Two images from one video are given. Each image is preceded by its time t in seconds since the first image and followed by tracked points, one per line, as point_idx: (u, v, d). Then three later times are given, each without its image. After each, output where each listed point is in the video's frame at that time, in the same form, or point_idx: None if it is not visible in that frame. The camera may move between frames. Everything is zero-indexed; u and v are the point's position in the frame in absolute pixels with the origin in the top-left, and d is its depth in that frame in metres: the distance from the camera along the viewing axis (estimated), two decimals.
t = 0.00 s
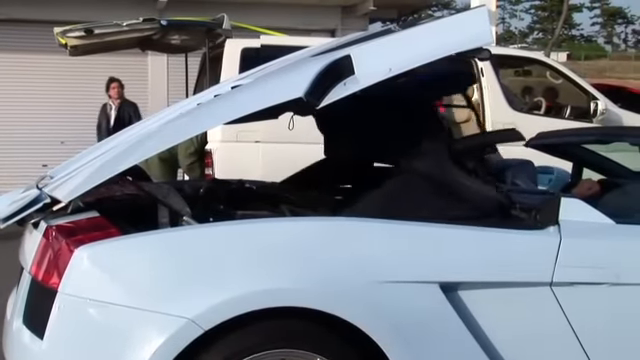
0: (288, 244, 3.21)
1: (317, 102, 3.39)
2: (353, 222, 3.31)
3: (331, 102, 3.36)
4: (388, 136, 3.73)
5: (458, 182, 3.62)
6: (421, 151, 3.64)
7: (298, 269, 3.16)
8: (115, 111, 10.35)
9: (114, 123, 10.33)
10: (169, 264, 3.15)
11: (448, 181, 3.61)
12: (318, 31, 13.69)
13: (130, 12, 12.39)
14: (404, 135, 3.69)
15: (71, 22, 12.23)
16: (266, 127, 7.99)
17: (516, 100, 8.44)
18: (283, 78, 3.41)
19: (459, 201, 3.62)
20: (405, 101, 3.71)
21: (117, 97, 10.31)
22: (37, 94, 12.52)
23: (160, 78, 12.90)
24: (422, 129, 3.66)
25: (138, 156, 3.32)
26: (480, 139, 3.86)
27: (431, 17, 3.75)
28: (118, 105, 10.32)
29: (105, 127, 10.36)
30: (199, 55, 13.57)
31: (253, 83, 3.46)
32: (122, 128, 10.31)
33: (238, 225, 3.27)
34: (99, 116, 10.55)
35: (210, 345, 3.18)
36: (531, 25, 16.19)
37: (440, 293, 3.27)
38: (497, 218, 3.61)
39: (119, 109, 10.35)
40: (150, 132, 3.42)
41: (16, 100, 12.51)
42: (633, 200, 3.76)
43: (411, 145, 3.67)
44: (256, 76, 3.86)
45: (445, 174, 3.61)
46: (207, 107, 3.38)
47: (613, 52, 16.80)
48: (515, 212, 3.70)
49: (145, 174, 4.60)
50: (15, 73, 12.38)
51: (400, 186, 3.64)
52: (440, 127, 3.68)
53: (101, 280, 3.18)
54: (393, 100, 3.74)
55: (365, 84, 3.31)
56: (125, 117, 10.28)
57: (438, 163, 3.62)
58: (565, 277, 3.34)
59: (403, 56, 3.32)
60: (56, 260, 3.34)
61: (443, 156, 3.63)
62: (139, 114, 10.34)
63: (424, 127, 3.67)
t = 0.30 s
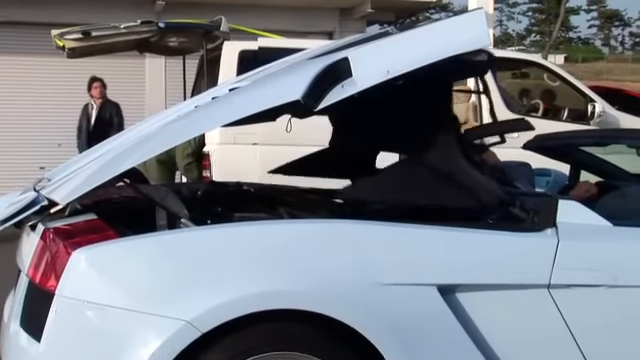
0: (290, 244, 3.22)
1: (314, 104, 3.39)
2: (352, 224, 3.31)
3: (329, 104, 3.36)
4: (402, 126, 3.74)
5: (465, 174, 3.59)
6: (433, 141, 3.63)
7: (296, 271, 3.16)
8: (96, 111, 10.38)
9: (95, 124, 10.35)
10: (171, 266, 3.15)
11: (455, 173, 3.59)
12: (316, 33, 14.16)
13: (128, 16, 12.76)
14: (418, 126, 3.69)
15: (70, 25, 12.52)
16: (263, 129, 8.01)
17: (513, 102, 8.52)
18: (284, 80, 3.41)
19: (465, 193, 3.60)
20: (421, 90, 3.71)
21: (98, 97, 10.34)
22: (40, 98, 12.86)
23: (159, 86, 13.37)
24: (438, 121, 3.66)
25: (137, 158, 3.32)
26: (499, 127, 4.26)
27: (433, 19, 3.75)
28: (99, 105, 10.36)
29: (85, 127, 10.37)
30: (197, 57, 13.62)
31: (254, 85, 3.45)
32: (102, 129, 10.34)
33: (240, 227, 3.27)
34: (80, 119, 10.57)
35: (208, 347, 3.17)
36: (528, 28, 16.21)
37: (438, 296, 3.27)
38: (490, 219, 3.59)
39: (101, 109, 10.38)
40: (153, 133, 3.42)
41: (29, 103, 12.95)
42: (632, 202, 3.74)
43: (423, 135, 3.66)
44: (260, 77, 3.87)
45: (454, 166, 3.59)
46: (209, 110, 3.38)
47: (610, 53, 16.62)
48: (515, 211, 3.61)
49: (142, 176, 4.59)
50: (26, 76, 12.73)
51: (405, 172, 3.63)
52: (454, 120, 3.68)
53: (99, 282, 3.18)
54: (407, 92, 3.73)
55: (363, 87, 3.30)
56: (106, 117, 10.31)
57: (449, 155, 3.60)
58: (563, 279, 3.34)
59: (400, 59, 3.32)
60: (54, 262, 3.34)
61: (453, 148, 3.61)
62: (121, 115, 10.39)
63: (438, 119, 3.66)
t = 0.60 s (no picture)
0: (289, 245, 3.22)
1: (310, 108, 3.38)
2: (350, 227, 3.31)
3: (324, 108, 3.35)
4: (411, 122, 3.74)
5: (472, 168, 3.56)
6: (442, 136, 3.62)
7: (292, 274, 3.15)
8: (77, 116, 10.23)
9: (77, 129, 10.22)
10: (170, 267, 3.15)
11: (462, 167, 3.58)
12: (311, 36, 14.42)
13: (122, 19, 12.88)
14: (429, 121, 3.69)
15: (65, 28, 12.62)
16: (261, 133, 8.01)
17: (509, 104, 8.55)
18: (281, 83, 3.42)
19: (470, 186, 3.59)
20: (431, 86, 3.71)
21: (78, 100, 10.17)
22: (35, 102, 13.02)
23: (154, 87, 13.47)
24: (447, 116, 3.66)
25: (134, 160, 3.32)
26: (509, 119, 4.60)
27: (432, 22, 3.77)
28: (80, 109, 10.23)
29: (67, 133, 10.20)
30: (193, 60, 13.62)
31: (253, 87, 3.46)
32: (83, 134, 10.23)
33: (237, 229, 3.28)
34: (58, 121, 10.37)
35: (203, 351, 3.17)
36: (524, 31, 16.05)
37: (434, 299, 3.27)
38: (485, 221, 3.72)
39: (81, 113, 10.25)
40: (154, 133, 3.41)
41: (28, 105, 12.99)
42: (628, 206, 3.73)
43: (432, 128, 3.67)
44: (257, 78, 3.88)
45: (462, 160, 3.57)
46: (210, 111, 3.38)
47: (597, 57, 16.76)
48: (513, 209, 3.70)
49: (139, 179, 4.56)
50: (19, 80, 12.86)
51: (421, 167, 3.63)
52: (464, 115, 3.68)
53: (94, 285, 3.17)
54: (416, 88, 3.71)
55: (359, 90, 3.30)
56: (87, 123, 10.20)
57: (458, 149, 3.59)
58: (559, 282, 3.34)
59: (395, 63, 3.33)
60: (49, 266, 3.33)
61: (462, 142, 3.59)
62: (101, 120, 10.31)
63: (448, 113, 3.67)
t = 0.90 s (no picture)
0: (280, 249, 3.22)
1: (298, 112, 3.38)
2: (339, 232, 3.31)
3: (313, 112, 3.35)
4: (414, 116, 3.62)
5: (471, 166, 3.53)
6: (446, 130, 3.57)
7: (281, 279, 3.15)
8: (46, 119, 9.29)
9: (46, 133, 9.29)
10: (161, 271, 3.15)
11: (463, 164, 3.54)
12: (300, 41, 14.54)
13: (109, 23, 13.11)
14: (433, 115, 3.60)
15: (54, 32, 12.86)
16: (250, 138, 8.06)
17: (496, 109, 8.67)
18: (271, 86, 3.42)
19: (467, 182, 3.57)
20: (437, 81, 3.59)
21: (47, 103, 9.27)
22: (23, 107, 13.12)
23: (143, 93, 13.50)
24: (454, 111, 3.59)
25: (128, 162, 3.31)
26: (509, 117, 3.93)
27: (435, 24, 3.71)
28: (49, 112, 9.29)
29: (35, 137, 9.24)
30: (182, 64, 13.63)
31: (245, 91, 3.47)
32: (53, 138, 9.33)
33: (229, 234, 3.27)
34: (23, 125, 9.40)
35: (192, 356, 3.16)
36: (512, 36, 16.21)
37: (422, 304, 3.27)
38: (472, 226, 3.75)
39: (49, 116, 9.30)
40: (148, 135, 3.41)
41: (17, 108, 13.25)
42: (615, 210, 3.75)
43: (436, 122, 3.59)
44: (251, 80, 3.88)
45: (463, 158, 3.54)
46: (205, 113, 3.39)
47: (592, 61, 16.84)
48: (504, 208, 3.60)
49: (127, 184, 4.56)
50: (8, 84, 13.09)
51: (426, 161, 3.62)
52: (470, 111, 3.60)
53: (82, 291, 3.16)
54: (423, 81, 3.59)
55: (347, 94, 3.30)
56: (57, 126, 9.29)
57: (461, 146, 3.54)
58: (546, 286, 3.35)
59: (383, 67, 3.33)
60: (36, 271, 3.32)
61: (465, 140, 3.54)
62: (71, 123, 9.44)
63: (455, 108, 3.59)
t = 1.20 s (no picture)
0: (266, 252, 3.21)
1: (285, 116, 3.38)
2: (325, 235, 3.31)
3: (300, 115, 3.36)
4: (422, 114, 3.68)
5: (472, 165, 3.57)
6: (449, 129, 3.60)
7: (268, 282, 3.15)
8: (17, 120, 9.37)
9: (17, 133, 9.36)
10: (147, 274, 3.14)
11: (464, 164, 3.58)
12: (287, 44, 14.78)
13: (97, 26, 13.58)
14: (438, 113, 3.63)
15: (39, 34, 13.31)
16: (236, 140, 8.06)
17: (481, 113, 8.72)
18: (258, 90, 3.42)
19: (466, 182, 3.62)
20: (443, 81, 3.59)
21: (17, 103, 9.34)
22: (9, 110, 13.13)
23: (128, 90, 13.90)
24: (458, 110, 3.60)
25: (122, 161, 3.30)
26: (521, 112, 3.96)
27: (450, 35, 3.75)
28: (19, 112, 9.36)
29: (7, 138, 9.34)
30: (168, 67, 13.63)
31: (233, 94, 3.46)
32: (23, 139, 9.40)
33: (215, 237, 3.27)
34: None
35: None
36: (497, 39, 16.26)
37: (409, 306, 3.27)
38: (459, 229, 3.72)
39: (20, 116, 9.38)
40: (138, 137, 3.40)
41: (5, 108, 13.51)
42: (600, 213, 3.77)
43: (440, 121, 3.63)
44: (242, 81, 3.86)
45: (463, 157, 3.57)
46: (194, 116, 3.38)
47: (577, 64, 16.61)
48: (493, 208, 3.61)
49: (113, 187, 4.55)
50: None
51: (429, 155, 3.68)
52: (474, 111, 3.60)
53: (68, 294, 3.14)
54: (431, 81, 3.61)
55: (333, 97, 3.30)
56: (29, 126, 9.38)
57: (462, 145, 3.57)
58: (532, 289, 3.35)
59: (370, 70, 3.33)
60: (21, 275, 3.30)
61: (467, 139, 3.56)
62: (42, 124, 9.55)
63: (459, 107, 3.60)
